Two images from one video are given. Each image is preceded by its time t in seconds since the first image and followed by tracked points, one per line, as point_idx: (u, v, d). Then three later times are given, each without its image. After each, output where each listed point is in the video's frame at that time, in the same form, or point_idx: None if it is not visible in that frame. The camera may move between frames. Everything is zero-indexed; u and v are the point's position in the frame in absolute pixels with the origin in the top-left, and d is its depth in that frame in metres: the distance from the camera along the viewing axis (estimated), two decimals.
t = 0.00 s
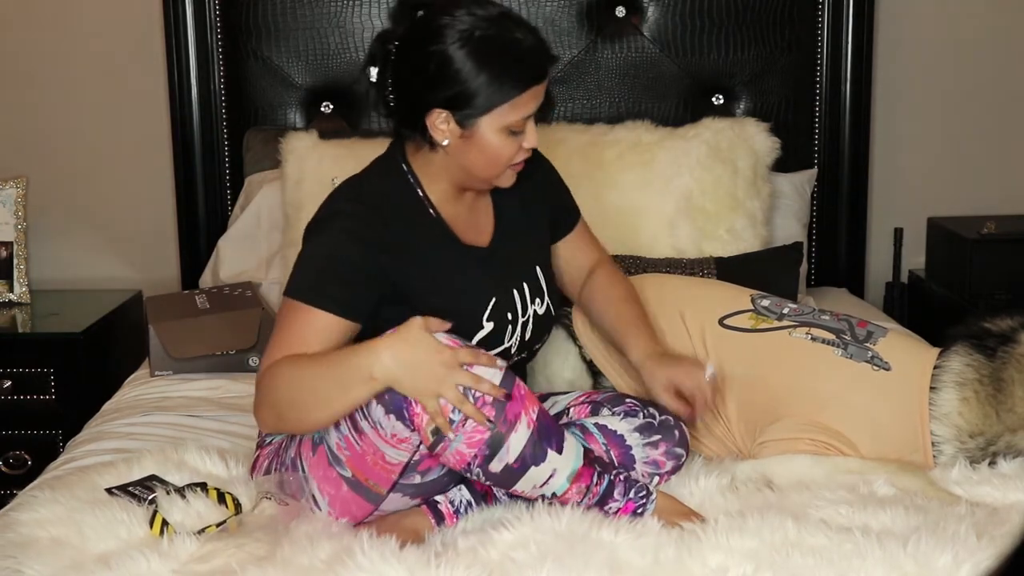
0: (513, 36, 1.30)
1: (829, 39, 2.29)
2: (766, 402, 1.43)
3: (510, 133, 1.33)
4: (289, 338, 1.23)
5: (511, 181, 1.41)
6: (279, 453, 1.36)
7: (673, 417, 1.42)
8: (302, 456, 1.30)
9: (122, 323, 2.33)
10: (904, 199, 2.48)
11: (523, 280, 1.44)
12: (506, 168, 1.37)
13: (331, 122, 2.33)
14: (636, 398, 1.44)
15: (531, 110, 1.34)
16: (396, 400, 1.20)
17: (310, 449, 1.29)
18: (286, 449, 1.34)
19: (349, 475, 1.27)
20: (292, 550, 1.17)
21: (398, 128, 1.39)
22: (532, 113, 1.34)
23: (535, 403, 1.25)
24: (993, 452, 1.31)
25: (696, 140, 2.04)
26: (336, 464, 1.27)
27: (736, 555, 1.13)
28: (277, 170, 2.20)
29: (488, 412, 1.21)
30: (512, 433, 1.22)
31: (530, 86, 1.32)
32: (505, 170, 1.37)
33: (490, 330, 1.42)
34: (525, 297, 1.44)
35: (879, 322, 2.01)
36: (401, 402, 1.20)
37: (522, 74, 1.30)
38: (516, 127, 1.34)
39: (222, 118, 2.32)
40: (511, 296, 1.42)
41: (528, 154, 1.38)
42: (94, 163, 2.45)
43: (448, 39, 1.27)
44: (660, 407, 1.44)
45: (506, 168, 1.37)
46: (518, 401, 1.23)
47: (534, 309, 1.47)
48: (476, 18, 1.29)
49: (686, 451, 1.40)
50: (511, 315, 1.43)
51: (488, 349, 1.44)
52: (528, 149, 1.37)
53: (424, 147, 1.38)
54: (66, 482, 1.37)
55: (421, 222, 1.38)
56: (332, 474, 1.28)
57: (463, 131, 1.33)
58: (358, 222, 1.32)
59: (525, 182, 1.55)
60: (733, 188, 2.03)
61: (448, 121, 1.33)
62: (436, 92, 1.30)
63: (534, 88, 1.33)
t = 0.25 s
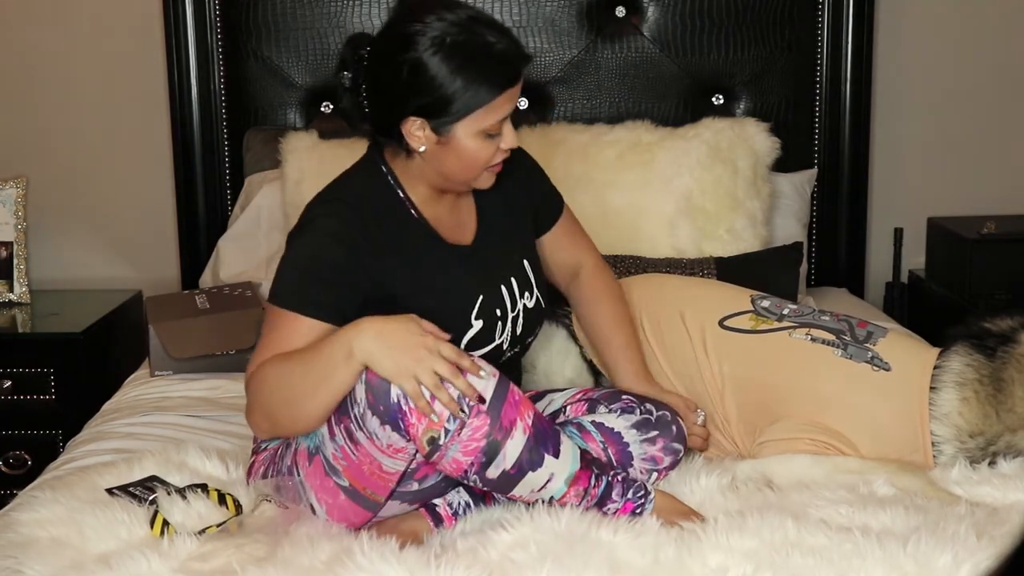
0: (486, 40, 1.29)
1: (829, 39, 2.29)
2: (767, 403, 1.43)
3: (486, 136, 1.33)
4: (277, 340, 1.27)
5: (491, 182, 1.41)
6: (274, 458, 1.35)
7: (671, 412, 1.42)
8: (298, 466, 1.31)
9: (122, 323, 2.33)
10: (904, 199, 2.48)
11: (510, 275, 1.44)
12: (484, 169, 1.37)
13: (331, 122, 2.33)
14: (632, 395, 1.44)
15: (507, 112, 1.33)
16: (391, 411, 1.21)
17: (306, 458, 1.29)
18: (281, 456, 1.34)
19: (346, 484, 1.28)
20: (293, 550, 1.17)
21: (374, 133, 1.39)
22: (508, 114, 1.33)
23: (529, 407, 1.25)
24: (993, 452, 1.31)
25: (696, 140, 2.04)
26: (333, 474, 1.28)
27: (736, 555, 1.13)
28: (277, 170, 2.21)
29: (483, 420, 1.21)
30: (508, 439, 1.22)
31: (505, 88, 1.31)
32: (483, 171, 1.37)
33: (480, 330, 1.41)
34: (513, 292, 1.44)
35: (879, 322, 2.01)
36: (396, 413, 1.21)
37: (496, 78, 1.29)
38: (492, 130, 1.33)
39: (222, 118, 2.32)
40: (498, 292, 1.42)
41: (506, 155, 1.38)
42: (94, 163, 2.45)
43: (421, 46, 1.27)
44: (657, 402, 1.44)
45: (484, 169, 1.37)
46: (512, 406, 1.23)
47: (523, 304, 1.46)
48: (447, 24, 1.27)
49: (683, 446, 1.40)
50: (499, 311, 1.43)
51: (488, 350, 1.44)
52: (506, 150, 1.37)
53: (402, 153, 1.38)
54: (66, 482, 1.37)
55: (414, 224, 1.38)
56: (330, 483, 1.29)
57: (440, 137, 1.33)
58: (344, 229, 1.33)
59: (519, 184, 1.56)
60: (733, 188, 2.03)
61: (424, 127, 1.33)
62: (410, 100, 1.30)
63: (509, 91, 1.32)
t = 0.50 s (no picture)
0: (470, 39, 1.29)
1: (829, 39, 2.29)
2: (767, 403, 1.43)
3: (475, 134, 1.33)
4: (268, 342, 1.28)
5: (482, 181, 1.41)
6: (273, 459, 1.36)
7: (667, 407, 1.42)
8: (298, 466, 1.30)
9: (122, 323, 2.33)
10: (904, 199, 2.48)
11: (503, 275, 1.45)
12: (474, 168, 1.36)
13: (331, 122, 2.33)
14: (628, 391, 1.44)
15: (495, 110, 1.33)
16: (393, 405, 1.21)
17: (305, 459, 1.29)
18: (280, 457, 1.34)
19: (348, 483, 1.28)
20: (293, 551, 1.17)
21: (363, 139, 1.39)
22: (496, 113, 1.34)
23: (530, 401, 1.25)
24: (993, 452, 1.31)
25: (696, 140, 2.04)
26: (334, 473, 1.28)
27: (735, 555, 1.13)
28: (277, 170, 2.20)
29: (485, 412, 1.21)
30: (509, 432, 1.22)
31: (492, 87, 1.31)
32: (474, 170, 1.37)
33: (473, 329, 1.41)
34: (505, 292, 1.44)
35: (879, 322, 2.01)
36: (398, 406, 1.21)
37: (483, 78, 1.30)
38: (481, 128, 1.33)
39: (222, 118, 2.32)
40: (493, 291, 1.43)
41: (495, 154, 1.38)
42: (94, 163, 2.45)
43: (406, 48, 1.27)
44: (653, 397, 1.44)
45: (474, 169, 1.37)
46: (513, 399, 1.23)
47: (517, 303, 1.47)
48: (430, 24, 1.28)
49: (681, 440, 1.40)
50: (493, 310, 1.43)
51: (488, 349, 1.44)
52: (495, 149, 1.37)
53: (391, 156, 1.38)
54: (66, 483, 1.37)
55: (413, 225, 1.39)
56: (330, 482, 1.28)
57: (429, 139, 1.33)
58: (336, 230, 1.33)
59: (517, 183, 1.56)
60: (733, 188, 2.03)
61: (413, 129, 1.33)
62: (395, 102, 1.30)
63: (496, 90, 1.32)
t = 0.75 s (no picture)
0: (466, 37, 1.29)
1: (829, 39, 2.29)
2: (767, 403, 1.43)
3: (474, 132, 1.33)
4: (269, 346, 1.28)
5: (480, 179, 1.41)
6: (274, 461, 1.36)
7: (667, 407, 1.43)
8: (298, 469, 1.31)
9: (122, 323, 2.33)
10: (904, 199, 2.48)
11: (501, 275, 1.45)
12: (475, 165, 1.37)
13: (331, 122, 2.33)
14: (627, 391, 1.44)
15: (493, 108, 1.34)
16: (394, 408, 1.21)
17: (306, 461, 1.30)
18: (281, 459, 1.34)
19: (348, 485, 1.28)
20: (292, 551, 1.17)
21: (362, 143, 1.39)
22: (495, 110, 1.34)
23: (530, 404, 1.25)
24: (993, 452, 1.31)
25: (696, 140, 2.04)
26: (335, 475, 1.28)
27: (735, 555, 1.13)
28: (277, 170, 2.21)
29: (485, 415, 1.21)
30: (510, 435, 1.22)
31: (489, 84, 1.31)
32: (474, 167, 1.37)
33: (473, 330, 1.42)
34: (505, 293, 1.44)
35: (879, 322, 2.01)
36: (398, 409, 1.21)
37: (480, 76, 1.30)
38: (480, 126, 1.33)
39: (222, 118, 2.32)
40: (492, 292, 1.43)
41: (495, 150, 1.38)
42: (94, 163, 2.45)
43: (402, 49, 1.27)
44: (653, 397, 1.45)
45: (475, 167, 1.37)
46: (513, 403, 1.23)
47: (517, 304, 1.47)
48: (425, 24, 1.28)
49: (681, 440, 1.41)
50: (493, 311, 1.43)
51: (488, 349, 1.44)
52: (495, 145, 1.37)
53: (391, 157, 1.38)
54: (66, 483, 1.37)
55: (413, 227, 1.39)
56: (330, 484, 1.29)
57: (429, 139, 1.33)
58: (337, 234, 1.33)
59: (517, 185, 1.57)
60: (733, 188, 2.03)
61: (412, 130, 1.33)
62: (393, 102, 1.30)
63: (493, 87, 1.32)
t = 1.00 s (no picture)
0: (470, 26, 1.30)
1: (829, 39, 2.29)
2: (766, 403, 1.43)
3: (480, 119, 1.34)
4: (270, 319, 1.24)
5: (484, 171, 1.42)
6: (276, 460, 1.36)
7: (667, 407, 1.43)
8: (298, 469, 1.31)
9: (122, 323, 2.33)
10: (904, 199, 2.48)
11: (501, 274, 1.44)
12: (480, 154, 1.37)
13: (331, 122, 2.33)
14: (628, 390, 1.45)
15: (498, 97, 1.35)
16: (391, 412, 1.20)
17: (305, 462, 1.30)
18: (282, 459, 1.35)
19: (346, 486, 1.28)
20: (292, 550, 1.17)
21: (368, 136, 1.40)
22: (500, 99, 1.35)
23: (528, 406, 1.25)
24: (993, 452, 1.31)
25: (695, 140, 2.04)
26: (333, 476, 1.28)
27: (735, 555, 1.13)
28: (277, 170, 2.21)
29: (483, 418, 1.21)
30: (507, 439, 1.22)
31: (493, 73, 1.33)
32: (479, 157, 1.38)
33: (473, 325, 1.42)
34: (505, 288, 1.44)
35: (879, 322, 2.01)
36: (395, 413, 1.20)
37: (483, 65, 1.31)
38: (486, 114, 1.34)
39: (222, 118, 2.32)
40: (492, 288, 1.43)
41: (500, 140, 1.39)
42: (94, 163, 2.45)
43: (406, 38, 1.27)
44: (653, 397, 1.45)
45: (481, 157, 1.38)
46: (511, 405, 1.23)
47: (517, 300, 1.47)
48: (429, 13, 1.29)
49: (681, 440, 1.41)
50: (492, 307, 1.43)
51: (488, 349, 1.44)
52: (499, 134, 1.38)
53: (398, 148, 1.39)
54: (66, 482, 1.37)
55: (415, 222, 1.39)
56: (329, 485, 1.29)
57: (435, 127, 1.34)
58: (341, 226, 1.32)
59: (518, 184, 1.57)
60: (733, 188, 2.03)
61: (418, 120, 1.33)
62: (398, 91, 1.31)
63: (498, 75, 1.34)
